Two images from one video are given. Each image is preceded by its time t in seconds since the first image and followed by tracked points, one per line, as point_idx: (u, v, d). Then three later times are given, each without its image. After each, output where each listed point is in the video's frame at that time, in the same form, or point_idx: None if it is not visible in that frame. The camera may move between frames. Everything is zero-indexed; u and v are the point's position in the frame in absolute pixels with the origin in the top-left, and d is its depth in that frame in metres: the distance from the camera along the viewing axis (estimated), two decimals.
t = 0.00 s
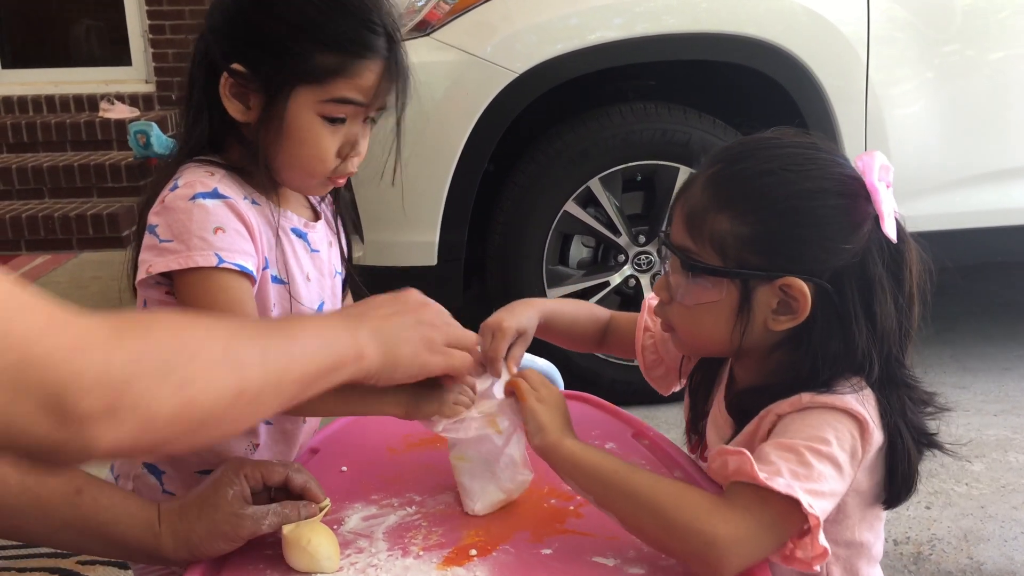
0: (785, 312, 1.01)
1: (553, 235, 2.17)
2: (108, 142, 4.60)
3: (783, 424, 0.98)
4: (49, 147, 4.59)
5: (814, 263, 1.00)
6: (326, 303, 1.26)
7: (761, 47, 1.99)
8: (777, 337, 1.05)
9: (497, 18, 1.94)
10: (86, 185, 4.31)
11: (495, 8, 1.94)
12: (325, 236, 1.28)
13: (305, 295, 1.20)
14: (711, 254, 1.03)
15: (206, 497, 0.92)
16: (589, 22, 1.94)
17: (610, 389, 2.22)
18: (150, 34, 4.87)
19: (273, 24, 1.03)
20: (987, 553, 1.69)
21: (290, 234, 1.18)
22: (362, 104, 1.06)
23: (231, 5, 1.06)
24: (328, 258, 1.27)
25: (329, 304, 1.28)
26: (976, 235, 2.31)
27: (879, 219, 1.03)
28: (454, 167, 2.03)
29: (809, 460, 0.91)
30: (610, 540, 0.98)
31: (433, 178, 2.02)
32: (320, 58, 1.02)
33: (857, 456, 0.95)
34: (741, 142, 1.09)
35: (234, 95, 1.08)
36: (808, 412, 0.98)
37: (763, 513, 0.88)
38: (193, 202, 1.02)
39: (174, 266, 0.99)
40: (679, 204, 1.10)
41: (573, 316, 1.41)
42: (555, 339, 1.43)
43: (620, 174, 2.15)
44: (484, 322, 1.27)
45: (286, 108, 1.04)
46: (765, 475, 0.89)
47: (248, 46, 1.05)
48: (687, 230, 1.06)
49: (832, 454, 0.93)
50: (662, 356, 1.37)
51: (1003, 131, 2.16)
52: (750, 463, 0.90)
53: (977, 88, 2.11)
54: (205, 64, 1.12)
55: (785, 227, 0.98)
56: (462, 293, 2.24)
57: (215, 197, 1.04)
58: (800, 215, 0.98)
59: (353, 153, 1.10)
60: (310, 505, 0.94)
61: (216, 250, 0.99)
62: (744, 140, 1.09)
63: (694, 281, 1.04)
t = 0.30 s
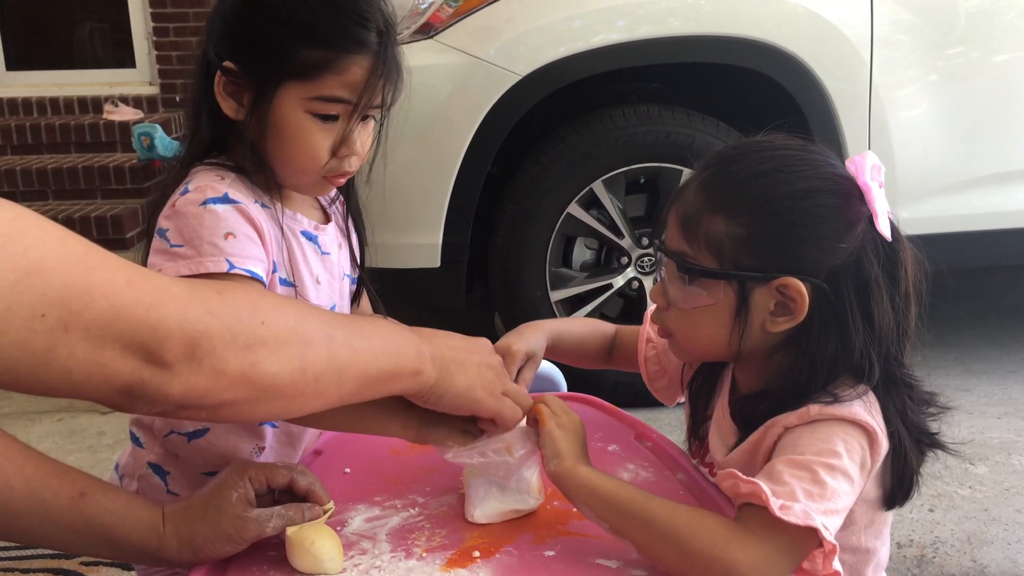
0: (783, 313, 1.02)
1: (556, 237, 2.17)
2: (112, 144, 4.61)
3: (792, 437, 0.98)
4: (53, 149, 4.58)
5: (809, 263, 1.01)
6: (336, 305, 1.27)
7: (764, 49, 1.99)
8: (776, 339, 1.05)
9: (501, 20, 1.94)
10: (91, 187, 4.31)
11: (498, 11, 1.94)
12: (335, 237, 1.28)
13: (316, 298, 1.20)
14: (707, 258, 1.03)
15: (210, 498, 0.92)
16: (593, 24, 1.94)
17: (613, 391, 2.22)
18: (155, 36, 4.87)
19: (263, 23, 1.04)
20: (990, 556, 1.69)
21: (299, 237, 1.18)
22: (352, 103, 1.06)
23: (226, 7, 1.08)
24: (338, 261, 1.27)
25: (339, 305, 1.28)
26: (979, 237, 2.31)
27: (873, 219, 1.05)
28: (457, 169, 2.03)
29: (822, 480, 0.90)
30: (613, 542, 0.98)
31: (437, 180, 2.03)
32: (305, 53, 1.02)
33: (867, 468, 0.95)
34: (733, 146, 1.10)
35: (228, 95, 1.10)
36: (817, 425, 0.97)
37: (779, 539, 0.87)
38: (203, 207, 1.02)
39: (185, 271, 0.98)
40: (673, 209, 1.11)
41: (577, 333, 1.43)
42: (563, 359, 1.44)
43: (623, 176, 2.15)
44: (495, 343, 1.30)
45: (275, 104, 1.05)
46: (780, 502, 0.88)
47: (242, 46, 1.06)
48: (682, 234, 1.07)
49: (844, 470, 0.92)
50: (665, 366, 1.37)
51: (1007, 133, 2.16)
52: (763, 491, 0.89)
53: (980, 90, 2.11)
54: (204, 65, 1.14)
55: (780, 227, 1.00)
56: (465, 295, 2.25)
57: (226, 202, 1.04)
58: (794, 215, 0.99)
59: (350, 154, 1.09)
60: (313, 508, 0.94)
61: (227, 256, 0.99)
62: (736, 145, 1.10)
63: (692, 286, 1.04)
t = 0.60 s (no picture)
0: (776, 310, 1.02)
1: (558, 237, 2.17)
2: (115, 145, 4.61)
3: (797, 440, 0.98)
4: (55, 149, 4.59)
5: (800, 259, 1.01)
6: (336, 309, 1.27)
7: (767, 50, 1.99)
8: (772, 337, 1.05)
9: (503, 21, 1.94)
10: (94, 188, 4.32)
11: (500, 12, 1.94)
12: (338, 241, 1.28)
13: (317, 303, 1.21)
14: (698, 259, 1.04)
15: (211, 498, 0.92)
16: (595, 25, 1.94)
17: (614, 392, 2.23)
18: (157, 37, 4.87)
19: (287, 37, 1.02)
20: (992, 558, 1.69)
21: (302, 241, 1.18)
22: (373, 125, 1.07)
23: (247, 14, 1.05)
24: (340, 265, 1.27)
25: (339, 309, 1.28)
26: (979, 239, 2.31)
27: (861, 213, 1.04)
28: (459, 169, 2.03)
29: (833, 482, 0.90)
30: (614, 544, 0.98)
31: (439, 181, 2.03)
32: (338, 77, 1.02)
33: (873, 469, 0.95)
34: (718, 149, 1.11)
35: (248, 107, 1.08)
36: (823, 427, 0.97)
37: (793, 543, 0.87)
38: (206, 211, 1.02)
39: (185, 275, 0.99)
40: (662, 214, 1.11)
41: (576, 339, 1.44)
42: (562, 364, 1.45)
43: (625, 177, 2.15)
44: (489, 352, 1.32)
45: (301, 124, 1.05)
46: (793, 506, 0.87)
47: (264, 59, 1.04)
48: (672, 237, 1.07)
49: (853, 472, 0.92)
50: (665, 371, 1.37)
51: (1010, 134, 2.16)
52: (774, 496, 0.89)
53: (984, 91, 2.11)
54: (220, 70, 1.12)
55: (767, 225, 1.00)
56: (468, 296, 2.25)
57: (228, 207, 1.04)
58: (780, 211, 1.00)
59: (364, 166, 1.12)
60: (314, 508, 0.95)
61: (228, 261, 1.00)
62: (721, 148, 1.11)
63: (683, 288, 1.04)
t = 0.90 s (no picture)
0: (781, 310, 1.01)
1: (555, 240, 2.17)
2: (111, 147, 4.61)
3: (812, 442, 0.97)
4: (51, 151, 4.59)
5: (805, 259, 1.01)
6: (326, 316, 1.26)
7: (764, 53, 1.99)
8: (776, 339, 1.05)
9: (500, 23, 1.94)
10: (89, 190, 4.31)
11: (497, 14, 1.94)
12: (329, 246, 1.27)
13: (302, 307, 1.20)
14: (702, 261, 1.03)
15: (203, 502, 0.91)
16: (592, 27, 1.94)
17: (610, 394, 2.22)
18: (153, 40, 4.87)
19: (275, 37, 1.02)
20: (988, 560, 1.69)
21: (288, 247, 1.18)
22: (360, 130, 1.07)
23: (236, 14, 1.05)
24: (331, 270, 1.27)
25: (331, 315, 1.27)
26: (974, 241, 2.31)
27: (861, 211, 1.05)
28: (456, 172, 2.03)
29: (858, 476, 0.90)
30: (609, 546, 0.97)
31: (435, 183, 2.02)
32: (324, 79, 1.02)
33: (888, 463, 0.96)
34: (717, 152, 1.11)
35: (233, 106, 1.08)
36: (837, 426, 0.97)
37: (833, 535, 0.88)
38: (184, 213, 1.02)
39: (161, 277, 0.99)
40: (663, 217, 1.11)
41: (576, 345, 1.44)
42: (561, 369, 1.46)
43: (622, 179, 2.15)
44: (490, 341, 1.36)
45: (285, 127, 1.05)
46: (829, 500, 0.88)
47: (251, 59, 1.04)
48: (674, 240, 1.07)
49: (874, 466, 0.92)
50: (663, 378, 1.36)
51: (1006, 137, 2.16)
52: (809, 491, 0.89)
53: (980, 94, 2.11)
54: (207, 69, 1.12)
55: (772, 225, 1.00)
56: (464, 298, 2.25)
57: (207, 208, 1.04)
58: (784, 211, 1.00)
59: (351, 172, 1.11)
60: (308, 513, 0.94)
61: (203, 263, 0.99)
62: (720, 150, 1.11)
63: (688, 290, 1.04)
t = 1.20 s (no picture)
0: (822, 304, 1.01)
1: (544, 237, 2.17)
2: (98, 142, 4.58)
3: (861, 448, 0.94)
4: (37, 147, 4.56)
5: (841, 250, 1.01)
6: (306, 314, 1.25)
7: (753, 51, 1.99)
8: (811, 334, 1.04)
9: (490, 20, 1.94)
10: (75, 185, 4.29)
11: (487, 10, 1.94)
12: (313, 242, 1.26)
13: (279, 305, 1.20)
14: (744, 267, 0.99)
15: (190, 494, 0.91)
16: (582, 24, 1.94)
17: (598, 392, 2.22)
18: (140, 35, 4.84)
19: (252, 29, 1.01)
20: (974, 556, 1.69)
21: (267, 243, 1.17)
22: (338, 124, 1.06)
23: (212, 6, 1.04)
24: (314, 267, 1.26)
25: (312, 313, 1.26)
26: (961, 238, 2.32)
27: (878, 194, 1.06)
28: (445, 170, 2.03)
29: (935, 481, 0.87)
30: (598, 540, 0.97)
31: (422, 181, 2.01)
32: (299, 70, 1.01)
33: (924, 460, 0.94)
34: (722, 152, 1.09)
35: (208, 97, 1.07)
36: (880, 428, 0.94)
37: (939, 541, 0.84)
38: (156, 210, 1.01)
39: (129, 274, 0.98)
40: (681, 225, 1.06)
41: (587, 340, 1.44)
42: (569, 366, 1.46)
43: (611, 177, 2.15)
44: (523, 338, 1.38)
45: (259, 119, 1.04)
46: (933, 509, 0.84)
47: (224, 51, 1.04)
48: (704, 248, 1.02)
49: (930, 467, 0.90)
50: (668, 373, 1.36)
51: (995, 136, 2.17)
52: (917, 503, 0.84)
53: (968, 92, 2.12)
54: (183, 60, 1.11)
55: (809, 220, 0.99)
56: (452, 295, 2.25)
57: (179, 206, 1.03)
58: (817, 204, 1.00)
59: (330, 165, 1.11)
60: (296, 506, 0.95)
61: (175, 262, 0.98)
62: (725, 150, 1.09)
63: (734, 297, 1.00)
